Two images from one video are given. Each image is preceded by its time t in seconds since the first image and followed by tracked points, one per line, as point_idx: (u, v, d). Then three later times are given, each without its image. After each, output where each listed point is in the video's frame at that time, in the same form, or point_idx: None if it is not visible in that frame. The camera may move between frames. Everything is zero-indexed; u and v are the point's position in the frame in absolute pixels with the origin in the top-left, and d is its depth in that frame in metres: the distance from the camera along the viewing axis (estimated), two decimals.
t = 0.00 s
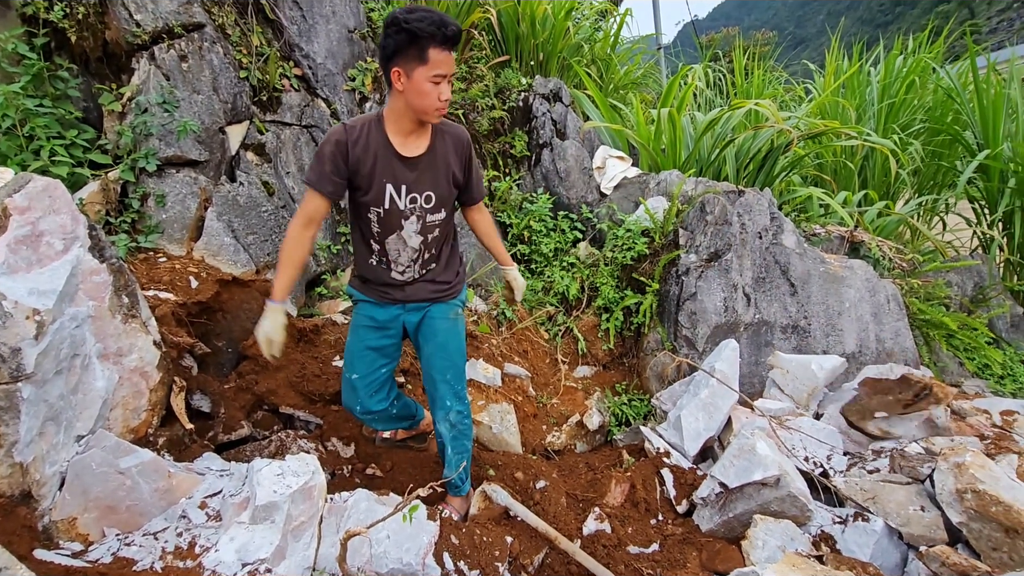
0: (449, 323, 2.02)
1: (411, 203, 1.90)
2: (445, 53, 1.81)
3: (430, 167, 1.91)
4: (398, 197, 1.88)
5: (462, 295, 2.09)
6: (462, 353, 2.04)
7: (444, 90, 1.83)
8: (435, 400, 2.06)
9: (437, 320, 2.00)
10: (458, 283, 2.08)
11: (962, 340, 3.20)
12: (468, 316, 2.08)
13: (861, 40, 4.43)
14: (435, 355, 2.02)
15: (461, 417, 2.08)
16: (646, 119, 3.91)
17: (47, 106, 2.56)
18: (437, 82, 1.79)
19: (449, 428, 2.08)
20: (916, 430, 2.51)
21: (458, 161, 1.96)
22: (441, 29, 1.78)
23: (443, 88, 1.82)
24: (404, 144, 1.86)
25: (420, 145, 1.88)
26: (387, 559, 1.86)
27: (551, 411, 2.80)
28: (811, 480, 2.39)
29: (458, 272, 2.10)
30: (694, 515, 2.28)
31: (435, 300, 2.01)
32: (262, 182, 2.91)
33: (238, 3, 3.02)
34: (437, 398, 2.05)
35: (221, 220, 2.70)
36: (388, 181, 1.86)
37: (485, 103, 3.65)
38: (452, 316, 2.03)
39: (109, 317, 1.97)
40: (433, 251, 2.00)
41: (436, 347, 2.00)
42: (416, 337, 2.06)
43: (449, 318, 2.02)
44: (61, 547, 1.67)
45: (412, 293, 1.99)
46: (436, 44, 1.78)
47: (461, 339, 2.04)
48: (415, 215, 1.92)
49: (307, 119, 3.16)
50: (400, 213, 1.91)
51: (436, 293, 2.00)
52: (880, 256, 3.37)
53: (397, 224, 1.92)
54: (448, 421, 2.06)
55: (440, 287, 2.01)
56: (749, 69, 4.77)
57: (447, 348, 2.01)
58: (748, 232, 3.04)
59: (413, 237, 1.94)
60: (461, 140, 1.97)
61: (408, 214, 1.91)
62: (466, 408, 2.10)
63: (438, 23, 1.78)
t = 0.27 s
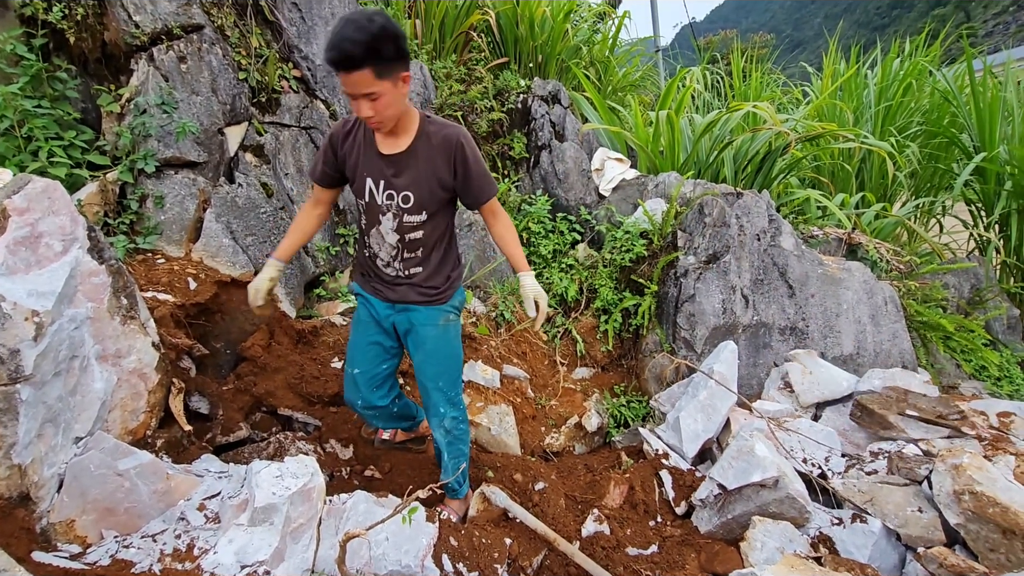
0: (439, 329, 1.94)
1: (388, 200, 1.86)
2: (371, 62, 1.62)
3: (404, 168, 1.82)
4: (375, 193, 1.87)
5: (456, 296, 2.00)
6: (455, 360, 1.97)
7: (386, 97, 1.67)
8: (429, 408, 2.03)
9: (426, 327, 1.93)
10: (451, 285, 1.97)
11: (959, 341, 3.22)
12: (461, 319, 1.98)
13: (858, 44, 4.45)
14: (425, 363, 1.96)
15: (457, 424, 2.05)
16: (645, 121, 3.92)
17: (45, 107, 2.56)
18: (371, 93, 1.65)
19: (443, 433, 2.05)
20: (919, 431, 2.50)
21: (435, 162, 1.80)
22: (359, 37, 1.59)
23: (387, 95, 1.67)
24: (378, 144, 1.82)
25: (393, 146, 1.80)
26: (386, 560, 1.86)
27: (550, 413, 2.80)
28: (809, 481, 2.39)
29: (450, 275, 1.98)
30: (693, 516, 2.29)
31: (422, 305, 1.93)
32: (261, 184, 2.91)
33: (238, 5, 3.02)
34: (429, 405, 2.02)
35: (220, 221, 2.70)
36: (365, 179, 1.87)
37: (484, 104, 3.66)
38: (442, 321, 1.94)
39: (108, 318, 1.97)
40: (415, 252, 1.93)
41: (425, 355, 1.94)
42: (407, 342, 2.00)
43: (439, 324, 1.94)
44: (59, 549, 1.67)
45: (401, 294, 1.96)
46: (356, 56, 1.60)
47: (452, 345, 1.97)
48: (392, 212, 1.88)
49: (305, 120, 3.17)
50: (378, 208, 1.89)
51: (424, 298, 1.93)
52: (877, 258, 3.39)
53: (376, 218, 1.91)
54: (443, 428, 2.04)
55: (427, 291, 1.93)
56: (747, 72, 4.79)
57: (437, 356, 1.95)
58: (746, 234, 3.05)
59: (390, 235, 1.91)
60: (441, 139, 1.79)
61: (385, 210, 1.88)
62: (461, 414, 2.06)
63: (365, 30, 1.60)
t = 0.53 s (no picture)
0: (432, 333, 1.93)
1: (376, 212, 1.87)
2: (308, 96, 1.64)
3: (381, 183, 1.80)
4: (369, 205, 1.90)
5: (451, 300, 1.95)
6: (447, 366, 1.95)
7: (332, 124, 1.68)
8: (421, 410, 2.03)
9: (419, 330, 1.94)
10: (445, 290, 1.93)
11: (957, 342, 3.23)
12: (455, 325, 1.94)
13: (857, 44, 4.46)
14: (419, 365, 1.97)
15: (450, 428, 2.04)
16: (643, 122, 3.92)
17: (43, 108, 2.55)
18: (317, 122, 1.69)
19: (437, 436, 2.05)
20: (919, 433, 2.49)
21: (403, 179, 1.75)
22: (288, 77, 1.62)
23: (336, 120, 1.68)
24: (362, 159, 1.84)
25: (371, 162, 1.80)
26: (384, 562, 1.86)
27: (549, 414, 2.80)
28: (807, 482, 2.40)
29: (449, 279, 1.94)
30: (691, 517, 2.28)
31: (417, 309, 1.94)
32: (259, 185, 2.90)
33: (236, 6, 3.01)
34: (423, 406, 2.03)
35: (218, 222, 2.70)
36: (360, 190, 1.91)
37: (483, 105, 3.65)
38: (434, 326, 1.93)
39: (105, 320, 1.97)
40: (408, 260, 1.92)
41: (419, 357, 1.95)
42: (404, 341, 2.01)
43: (431, 328, 1.93)
44: (56, 552, 1.66)
45: (401, 297, 1.98)
46: (292, 92, 1.65)
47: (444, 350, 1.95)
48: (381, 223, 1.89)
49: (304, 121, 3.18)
50: (372, 218, 1.92)
51: (416, 301, 1.93)
52: (875, 259, 3.39)
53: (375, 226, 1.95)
54: (435, 431, 2.04)
55: (421, 296, 1.92)
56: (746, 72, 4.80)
57: (429, 360, 1.95)
58: (745, 235, 3.05)
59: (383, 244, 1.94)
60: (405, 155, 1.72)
61: (376, 220, 1.91)
62: (455, 418, 2.05)
63: (298, 66, 1.61)
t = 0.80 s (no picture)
0: (437, 326, 2.01)
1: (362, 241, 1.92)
2: (265, 162, 1.65)
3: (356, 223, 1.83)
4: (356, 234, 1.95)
5: (453, 297, 2.00)
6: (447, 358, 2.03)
7: (294, 185, 1.71)
8: (421, 401, 2.10)
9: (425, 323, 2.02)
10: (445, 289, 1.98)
11: (955, 340, 3.23)
12: (455, 321, 2.01)
13: (855, 43, 4.45)
14: (422, 355, 2.06)
15: (448, 422, 2.10)
16: (642, 121, 3.91)
17: (39, 107, 2.55)
18: (280, 183, 1.72)
19: (436, 429, 2.10)
20: (918, 431, 2.49)
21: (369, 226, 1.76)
22: (242, 146, 1.63)
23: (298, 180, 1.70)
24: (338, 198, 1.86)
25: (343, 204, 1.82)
26: (381, 561, 1.86)
27: (547, 413, 2.80)
28: (805, 480, 2.40)
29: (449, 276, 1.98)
30: (690, 516, 2.28)
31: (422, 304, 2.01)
32: (257, 184, 2.89)
33: (233, 5, 3.01)
34: (424, 399, 2.10)
35: (215, 221, 2.69)
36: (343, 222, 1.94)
37: (481, 105, 3.65)
38: (435, 320, 2.00)
39: (101, 319, 1.97)
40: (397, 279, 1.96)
41: (425, 348, 2.03)
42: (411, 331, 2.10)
43: (433, 321, 2.01)
44: (51, 551, 1.66)
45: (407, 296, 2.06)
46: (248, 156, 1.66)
47: (444, 345, 2.02)
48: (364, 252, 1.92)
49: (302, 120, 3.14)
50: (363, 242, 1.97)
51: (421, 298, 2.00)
52: (873, 257, 3.38)
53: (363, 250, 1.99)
54: (433, 423, 2.11)
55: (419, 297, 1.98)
56: (744, 72, 4.79)
57: (431, 351, 2.03)
58: (743, 233, 3.05)
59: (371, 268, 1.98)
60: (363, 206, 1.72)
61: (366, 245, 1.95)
62: (453, 414, 2.10)
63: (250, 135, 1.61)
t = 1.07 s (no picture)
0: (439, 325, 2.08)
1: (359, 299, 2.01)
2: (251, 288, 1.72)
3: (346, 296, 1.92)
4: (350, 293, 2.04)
5: (457, 298, 2.09)
6: (447, 355, 2.07)
7: (284, 297, 1.79)
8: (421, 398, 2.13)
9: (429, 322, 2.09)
10: (449, 289, 2.07)
11: (953, 340, 3.23)
12: (459, 320, 2.07)
13: (853, 43, 4.46)
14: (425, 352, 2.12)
15: (445, 421, 2.11)
16: (640, 122, 3.91)
17: (37, 109, 2.54)
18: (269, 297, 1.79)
19: (435, 427, 2.13)
20: (916, 431, 2.49)
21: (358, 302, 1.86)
22: (225, 280, 1.69)
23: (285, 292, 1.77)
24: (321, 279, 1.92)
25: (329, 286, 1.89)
26: (379, 563, 1.86)
27: (546, 414, 2.80)
28: (803, 481, 2.40)
29: (452, 279, 2.07)
30: (688, 517, 2.28)
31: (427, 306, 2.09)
32: (255, 185, 2.89)
33: (231, 6, 3.01)
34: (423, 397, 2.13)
35: (213, 223, 2.69)
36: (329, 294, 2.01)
37: (479, 105, 3.65)
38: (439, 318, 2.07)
39: (98, 321, 1.96)
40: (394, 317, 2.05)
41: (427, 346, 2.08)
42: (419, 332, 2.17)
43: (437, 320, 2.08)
44: (48, 554, 1.66)
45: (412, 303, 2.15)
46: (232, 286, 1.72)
47: (446, 342, 2.07)
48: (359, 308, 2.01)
49: (300, 122, 3.14)
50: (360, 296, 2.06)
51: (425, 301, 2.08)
52: (871, 257, 3.38)
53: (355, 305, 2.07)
54: (431, 421, 2.13)
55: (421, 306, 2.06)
56: (742, 73, 4.80)
57: (433, 348, 2.08)
58: (741, 234, 3.05)
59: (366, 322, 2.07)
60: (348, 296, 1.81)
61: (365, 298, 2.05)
62: (451, 412, 2.12)
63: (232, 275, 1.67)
